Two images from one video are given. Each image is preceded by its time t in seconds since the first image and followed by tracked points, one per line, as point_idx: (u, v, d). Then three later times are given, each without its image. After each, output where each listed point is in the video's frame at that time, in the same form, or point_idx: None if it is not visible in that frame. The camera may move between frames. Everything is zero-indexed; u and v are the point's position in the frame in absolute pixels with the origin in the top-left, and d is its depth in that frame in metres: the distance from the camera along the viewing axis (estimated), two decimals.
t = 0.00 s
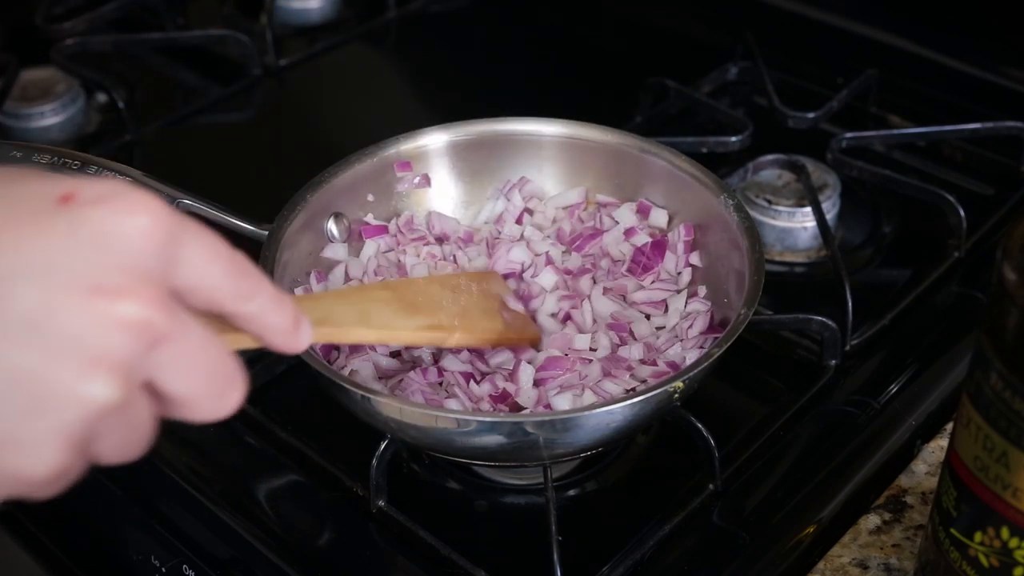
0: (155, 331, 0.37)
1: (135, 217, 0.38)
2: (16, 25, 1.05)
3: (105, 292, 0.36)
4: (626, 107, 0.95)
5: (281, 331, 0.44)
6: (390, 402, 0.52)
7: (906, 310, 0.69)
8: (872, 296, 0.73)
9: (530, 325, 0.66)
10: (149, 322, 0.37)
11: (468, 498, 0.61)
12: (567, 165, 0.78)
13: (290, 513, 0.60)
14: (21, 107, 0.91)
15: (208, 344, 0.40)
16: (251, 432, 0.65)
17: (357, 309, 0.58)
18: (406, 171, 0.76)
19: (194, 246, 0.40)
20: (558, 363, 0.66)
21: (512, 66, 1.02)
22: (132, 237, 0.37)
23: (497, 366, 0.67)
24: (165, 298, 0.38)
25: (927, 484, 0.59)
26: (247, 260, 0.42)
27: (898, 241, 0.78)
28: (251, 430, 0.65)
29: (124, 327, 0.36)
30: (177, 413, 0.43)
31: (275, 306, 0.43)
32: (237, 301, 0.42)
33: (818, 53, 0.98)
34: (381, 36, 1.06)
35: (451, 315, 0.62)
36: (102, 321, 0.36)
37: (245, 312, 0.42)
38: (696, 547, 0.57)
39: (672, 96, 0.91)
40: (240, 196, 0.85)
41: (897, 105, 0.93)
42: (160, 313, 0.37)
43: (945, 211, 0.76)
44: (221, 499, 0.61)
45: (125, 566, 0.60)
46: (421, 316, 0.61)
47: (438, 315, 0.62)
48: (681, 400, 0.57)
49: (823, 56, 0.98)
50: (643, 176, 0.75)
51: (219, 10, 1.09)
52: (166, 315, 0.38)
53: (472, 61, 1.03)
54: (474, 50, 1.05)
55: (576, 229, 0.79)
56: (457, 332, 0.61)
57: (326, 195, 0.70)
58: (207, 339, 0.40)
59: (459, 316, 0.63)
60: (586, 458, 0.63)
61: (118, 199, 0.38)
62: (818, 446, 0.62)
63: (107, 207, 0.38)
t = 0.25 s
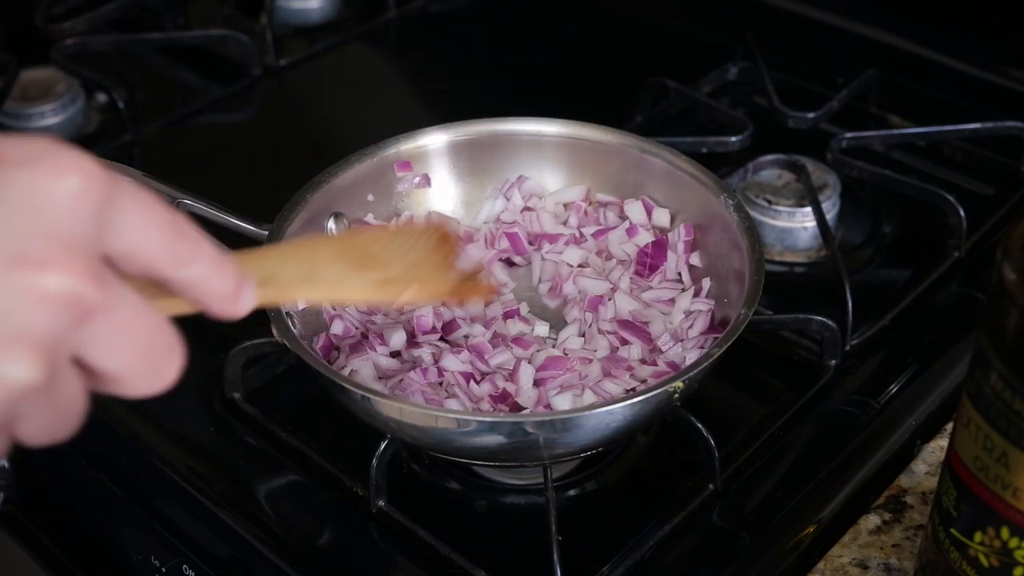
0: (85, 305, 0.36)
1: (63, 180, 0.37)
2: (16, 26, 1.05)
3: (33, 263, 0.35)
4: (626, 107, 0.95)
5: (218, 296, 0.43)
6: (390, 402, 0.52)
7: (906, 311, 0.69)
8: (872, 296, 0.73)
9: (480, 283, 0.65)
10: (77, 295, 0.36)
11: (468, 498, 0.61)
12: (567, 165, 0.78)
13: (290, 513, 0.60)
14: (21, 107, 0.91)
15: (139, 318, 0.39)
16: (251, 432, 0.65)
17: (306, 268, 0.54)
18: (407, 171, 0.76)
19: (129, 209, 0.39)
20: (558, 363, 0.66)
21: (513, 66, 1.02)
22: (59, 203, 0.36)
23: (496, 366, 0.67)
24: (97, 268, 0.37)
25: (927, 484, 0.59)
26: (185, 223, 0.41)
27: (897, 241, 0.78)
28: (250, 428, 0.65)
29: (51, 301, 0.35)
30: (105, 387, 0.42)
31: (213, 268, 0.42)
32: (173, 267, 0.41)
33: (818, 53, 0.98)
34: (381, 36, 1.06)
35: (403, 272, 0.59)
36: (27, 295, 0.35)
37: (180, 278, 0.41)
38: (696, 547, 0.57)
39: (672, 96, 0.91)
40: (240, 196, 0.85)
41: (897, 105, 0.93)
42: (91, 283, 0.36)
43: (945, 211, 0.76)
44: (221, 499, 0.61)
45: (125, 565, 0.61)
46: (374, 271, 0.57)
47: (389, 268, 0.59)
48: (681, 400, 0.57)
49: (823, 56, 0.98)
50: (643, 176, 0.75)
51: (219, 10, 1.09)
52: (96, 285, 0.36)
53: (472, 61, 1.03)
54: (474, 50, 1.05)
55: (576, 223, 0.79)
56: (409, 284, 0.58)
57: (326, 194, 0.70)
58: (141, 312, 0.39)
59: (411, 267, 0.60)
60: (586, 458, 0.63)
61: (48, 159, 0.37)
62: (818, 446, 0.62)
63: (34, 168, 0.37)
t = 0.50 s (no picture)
0: (148, 275, 0.38)
1: (120, 158, 0.38)
2: (16, 26, 1.05)
3: (98, 237, 0.37)
4: (626, 107, 0.95)
5: (248, 268, 0.46)
6: (390, 402, 0.52)
7: (906, 311, 0.69)
8: (873, 296, 0.73)
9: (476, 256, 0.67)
10: (142, 265, 0.37)
11: (468, 498, 0.61)
12: (567, 165, 0.78)
13: (290, 513, 0.60)
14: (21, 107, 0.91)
15: (194, 289, 0.41)
16: (251, 432, 0.65)
17: (314, 245, 0.58)
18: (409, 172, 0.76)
19: (172, 188, 0.41)
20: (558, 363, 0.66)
21: (512, 66, 1.02)
22: (120, 178, 0.38)
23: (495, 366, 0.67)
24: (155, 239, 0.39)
25: (927, 484, 0.59)
26: (219, 199, 0.44)
27: (897, 241, 0.78)
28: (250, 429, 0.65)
29: (119, 272, 0.37)
30: (159, 352, 0.44)
31: (243, 238, 0.45)
32: (211, 239, 0.44)
33: (818, 53, 0.98)
34: (381, 36, 1.06)
35: (401, 247, 0.63)
36: (96, 264, 0.36)
37: (216, 250, 0.44)
38: (696, 547, 0.57)
39: (671, 96, 0.91)
40: (240, 196, 0.85)
41: (897, 105, 0.93)
42: (154, 254, 0.38)
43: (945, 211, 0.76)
44: (221, 499, 0.61)
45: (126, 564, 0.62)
46: (374, 250, 0.61)
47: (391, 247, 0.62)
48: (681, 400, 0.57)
49: (823, 56, 0.98)
50: (642, 176, 0.75)
51: (219, 10, 1.09)
52: (158, 256, 0.38)
53: (472, 61, 1.03)
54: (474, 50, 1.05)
55: (576, 223, 0.79)
56: (410, 262, 0.62)
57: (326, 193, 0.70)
58: (194, 282, 0.41)
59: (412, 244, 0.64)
60: (586, 458, 0.63)
61: (106, 142, 0.39)
62: (818, 446, 0.62)
63: (93, 150, 0.38)
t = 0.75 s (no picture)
0: (192, 335, 0.40)
1: (157, 220, 0.40)
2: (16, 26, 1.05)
3: (141, 301, 0.39)
4: (626, 107, 0.95)
5: (304, 304, 0.46)
6: (390, 402, 0.52)
7: (906, 310, 0.69)
8: (873, 296, 0.73)
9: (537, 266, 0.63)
10: (184, 328, 0.40)
11: (468, 498, 0.61)
12: (567, 165, 0.78)
13: (290, 513, 0.60)
14: (21, 107, 0.91)
15: (240, 339, 0.42)
16: (251, 432, 0.65)
17: (373, 269, 0.60)
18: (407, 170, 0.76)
19: (215, 236, 0.42)
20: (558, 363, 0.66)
21: (512, 66, 1.02)
22: (158, 241, 0.40)
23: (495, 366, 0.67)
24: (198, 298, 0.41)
25: (927, 484, 0.59)
26: (268, 242, 0.45)
27: (897, 241, 0.78)
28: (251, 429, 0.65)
29: (162, 337, 0.39)
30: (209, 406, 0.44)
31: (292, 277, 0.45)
32: (258, 282, 0.44)
33: (818, 53, 0.98)
34: (381, 36, 1.06)
35: (466, 262, 0.63)
36: (139, 333, 0.39)
37: (267, 292, 0.45)
38: (696, 547, 0.57)
39: (671, 96, 0.91)
40: (240, 196, 0.85)
41: (897, 105, 0.93)
42: (195, 316, 0.40)
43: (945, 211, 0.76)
44: (221, 499, 0.61)
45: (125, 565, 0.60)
46: (438, 268, 0.62)
47: (451, 262, 0.63)
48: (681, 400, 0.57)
49: (823, 56, 0.98)
50: (642, 176, 0.75)
51: (219, 11, 1.09)
52: (199, 317, 0.40)
53: (472, 61, 1.03)
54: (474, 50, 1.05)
55: (576, 223, 0.79)
56: (479, 278, 0.62)
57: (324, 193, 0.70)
58: (240, 333, 0.43)
59: (476, 260, 0.63)
60: (586, 458, 0.63)
61: (139, 194, 0.41)
62: (818, 446, 0.62)
63: (133, 208, 0.40)
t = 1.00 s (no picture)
0: (250, 283, 0.37)
1: (204, 175, 0.38)
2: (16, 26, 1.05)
3: (199, 253, 0.36)
4: (626, 107, 0.95)
5: (340, 259, 0.47)
6: (390, 402, 0.52)
7: (906, 310, 0.69)
8: (873, 296, 0.73)
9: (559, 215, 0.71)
10: (243, 278, 0.37)
11: (468, 499, 0.61)
12: (568, 165, 0.78)
13: (290, 513, 0.60)
14: (21, 107, 0.91)
15: (293, 289, 0.41)
16: (251, 432, 0.65)
17: (398, 230, 0.67)
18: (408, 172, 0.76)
19: (262, 192, 0.40)
20: (558, 363, 0.66)
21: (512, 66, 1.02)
22: (206, 195, 0.37)
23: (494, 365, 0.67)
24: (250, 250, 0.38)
25: (927, 484, 0.59)
26: (305, 199, 0.44)
27: (897, 241, 0.78)
28: (251, 429, 0.65)
29: (223, 288, 0.36)
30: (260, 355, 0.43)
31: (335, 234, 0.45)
32: (303, 238, 0.43)
33: (818, 53, 0.98)
34: (381, 36, 1.06)
35: (484, 219, 0.70)
36: (200, 282, 0.36)
37: (309, 247, 0.44)
38: (696, 547, 0.57)
39: (671, 96, 0.91)
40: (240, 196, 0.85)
41: (897, 105, 0.93)
42: (253, 265, 0.37)
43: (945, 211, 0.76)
44: (222, 499, 0.61)
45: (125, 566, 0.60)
46: (456, 224, 0.68)
47: (470, 219, 0.69)
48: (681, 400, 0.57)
49: (823, 56, 0.98)
50: (642, 176, 0.75)
51: (219, 10, 1.09)
52: (256, 267, 0.38)
53: (473, 62, 1.03)
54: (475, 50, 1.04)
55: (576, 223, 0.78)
56: (498, 231, 0.69)
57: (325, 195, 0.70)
58: (292, 283, 0.41)
59: (490, 215, 0.70)
60: (587, 458, 0.63)
61: (185, 158, 0.38)
62: (818, 446, 0.62)
63: (181, 168, 0.37)
